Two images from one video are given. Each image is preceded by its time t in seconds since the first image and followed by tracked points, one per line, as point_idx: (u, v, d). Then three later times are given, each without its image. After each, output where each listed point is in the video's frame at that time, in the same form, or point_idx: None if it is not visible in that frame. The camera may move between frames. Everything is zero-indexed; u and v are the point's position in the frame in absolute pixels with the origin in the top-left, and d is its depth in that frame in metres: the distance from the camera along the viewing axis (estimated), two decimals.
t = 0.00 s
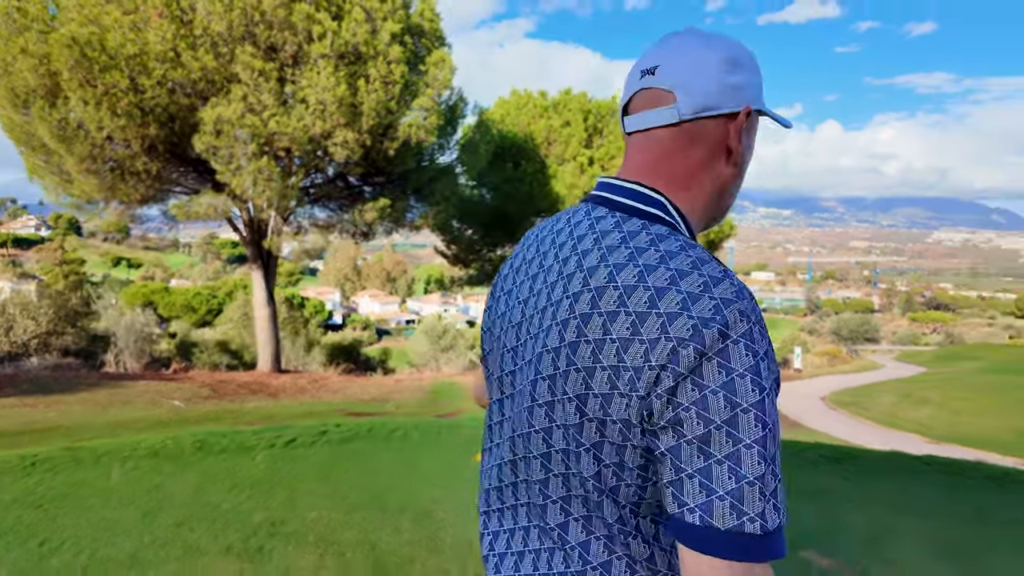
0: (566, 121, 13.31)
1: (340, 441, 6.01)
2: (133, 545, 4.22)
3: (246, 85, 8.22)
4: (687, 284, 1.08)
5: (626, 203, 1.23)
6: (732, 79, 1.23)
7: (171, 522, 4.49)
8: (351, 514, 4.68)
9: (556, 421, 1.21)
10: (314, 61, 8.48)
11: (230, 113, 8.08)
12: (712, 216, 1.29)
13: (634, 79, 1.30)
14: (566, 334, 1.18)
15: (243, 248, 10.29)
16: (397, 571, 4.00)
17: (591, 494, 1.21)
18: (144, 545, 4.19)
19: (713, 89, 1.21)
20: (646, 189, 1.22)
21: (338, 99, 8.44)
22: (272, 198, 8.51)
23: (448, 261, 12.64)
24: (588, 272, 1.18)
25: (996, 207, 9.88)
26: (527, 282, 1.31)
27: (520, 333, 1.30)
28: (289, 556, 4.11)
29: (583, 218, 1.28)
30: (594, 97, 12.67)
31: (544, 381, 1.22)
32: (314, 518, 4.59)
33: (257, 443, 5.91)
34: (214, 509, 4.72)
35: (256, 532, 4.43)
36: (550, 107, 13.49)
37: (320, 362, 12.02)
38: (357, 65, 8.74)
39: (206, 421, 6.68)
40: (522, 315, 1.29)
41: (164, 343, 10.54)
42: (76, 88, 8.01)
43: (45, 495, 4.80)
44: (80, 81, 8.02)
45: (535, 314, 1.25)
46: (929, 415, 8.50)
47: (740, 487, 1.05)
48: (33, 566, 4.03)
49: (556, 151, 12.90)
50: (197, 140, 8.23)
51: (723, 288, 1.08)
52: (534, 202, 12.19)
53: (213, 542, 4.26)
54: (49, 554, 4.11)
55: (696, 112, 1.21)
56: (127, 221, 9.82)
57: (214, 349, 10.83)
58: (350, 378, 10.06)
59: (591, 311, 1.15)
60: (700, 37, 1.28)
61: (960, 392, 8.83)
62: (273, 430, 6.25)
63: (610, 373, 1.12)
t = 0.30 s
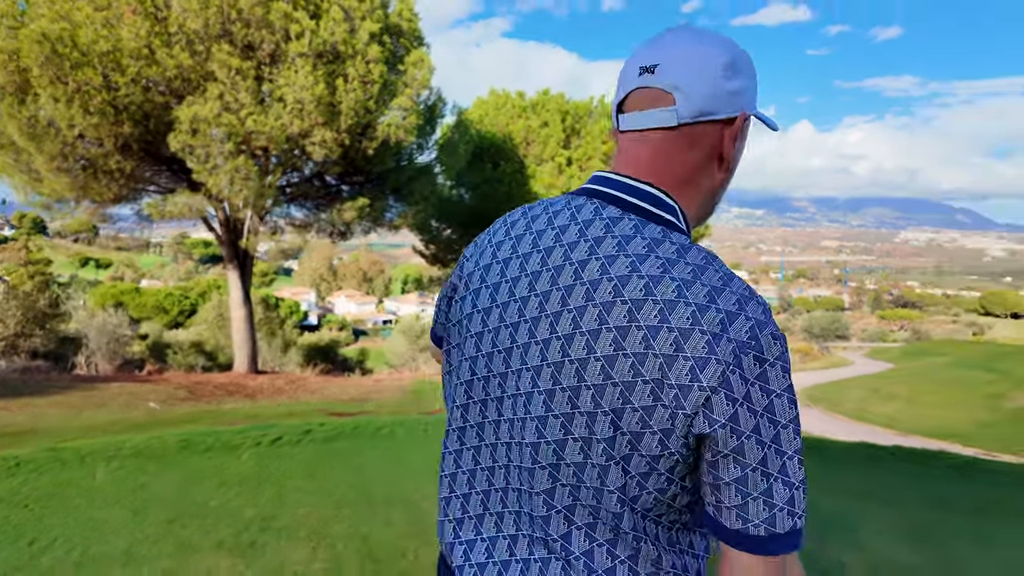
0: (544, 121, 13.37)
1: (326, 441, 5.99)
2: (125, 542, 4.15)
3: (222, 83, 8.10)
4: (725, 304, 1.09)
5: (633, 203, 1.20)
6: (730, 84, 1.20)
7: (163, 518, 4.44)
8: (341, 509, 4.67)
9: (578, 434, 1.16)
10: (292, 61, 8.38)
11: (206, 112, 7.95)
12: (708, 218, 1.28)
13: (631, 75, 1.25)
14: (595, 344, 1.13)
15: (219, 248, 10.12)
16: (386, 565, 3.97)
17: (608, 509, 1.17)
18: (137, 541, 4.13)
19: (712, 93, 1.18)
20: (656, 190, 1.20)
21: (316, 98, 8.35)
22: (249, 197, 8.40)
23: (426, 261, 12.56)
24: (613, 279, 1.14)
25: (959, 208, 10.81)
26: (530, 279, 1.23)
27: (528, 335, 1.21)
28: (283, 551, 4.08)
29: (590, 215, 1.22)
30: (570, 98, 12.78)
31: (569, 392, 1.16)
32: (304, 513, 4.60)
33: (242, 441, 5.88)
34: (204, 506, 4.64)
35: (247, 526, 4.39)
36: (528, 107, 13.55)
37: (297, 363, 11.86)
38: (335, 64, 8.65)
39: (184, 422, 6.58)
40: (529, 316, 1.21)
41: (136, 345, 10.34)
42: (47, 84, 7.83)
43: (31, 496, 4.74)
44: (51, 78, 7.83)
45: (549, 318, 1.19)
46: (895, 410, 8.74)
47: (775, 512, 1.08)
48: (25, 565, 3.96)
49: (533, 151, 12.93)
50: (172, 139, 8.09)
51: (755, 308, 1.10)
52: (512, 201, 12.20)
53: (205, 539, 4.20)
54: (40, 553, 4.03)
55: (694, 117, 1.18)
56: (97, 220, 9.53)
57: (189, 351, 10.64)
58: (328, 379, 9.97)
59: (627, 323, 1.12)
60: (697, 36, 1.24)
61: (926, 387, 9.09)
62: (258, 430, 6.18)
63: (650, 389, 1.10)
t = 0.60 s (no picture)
0: (517, 122, 13.43)
1: (316, 436, 5.84)
2: (121, 539, 3.98)
3: (193, 81, 7.91)
4: (683, 269, 1.13)
5: (592, 206, 1.22)
6: (671, 97, 1.22)
7: (156, 516, 4.27)
8: (334, 505, 4.55)
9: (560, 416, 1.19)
10: (265, 59, 8.26)
11: (177, 110, 7.74)
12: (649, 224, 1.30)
13: (583, 93, 1.27)
14: (568, 325, 1.16)
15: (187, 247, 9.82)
16: (384, 556, 3.88)
17: (587, 483, 1.21)
18: (133, 538, 3.96)
19: (653, 106, 1.20)
20: (610, 192, 1.22)
21: (290, 97, 8.22)
22: (221, 197, 8.20)
23: (399, 261, 12.48)
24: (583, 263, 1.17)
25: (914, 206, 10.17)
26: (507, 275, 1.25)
27: (506, 326, 1.24)
28: (281, 545, 3.98)
29: (558, 218, 1.24)
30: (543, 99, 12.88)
31: (547, 378, 1.19)
32: (297, 508, 4.48)
33: (229, 440, 5.69)
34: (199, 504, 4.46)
35: (243, 522, 4.25)
36: (501, 107, 13.60)
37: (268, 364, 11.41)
38: (309, 63, 8.55)
39: (156, 425, 6.39)
40: (509, 309, 1.24)
41: (100, 347, 10.02)
42: (9, 79, 7.52)
43: (19, 496, 4.48)
44: (14, 74, 7.50)
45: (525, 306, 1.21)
46: (857, 403, 8.99)
47: (730, 447, 1.12)
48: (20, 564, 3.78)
49: (507, 151, 12.96)
50: (141, 136, 7.86)
51: (706, 276, 1.14)
52: (487, 201, 12.20)
53: (201, 534, 4.08)
54: (34, 552, 3.85)
55: (639, 129, 1.21)
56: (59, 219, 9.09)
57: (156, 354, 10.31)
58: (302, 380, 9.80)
59: (594, 304, 1.15)
60: (643, 54, 1.25)
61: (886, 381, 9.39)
62: (244, 429, 6.02)
63: (620, 359, 1.13)
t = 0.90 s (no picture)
0: (496, 123, 13.43)
1: (308, 434, 5.68)
2: (123, 536, 3.55)
3: (169, 78, 7.75)
4: (586, 252, 1.18)
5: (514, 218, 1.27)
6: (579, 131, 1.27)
7: (155, 514, 3.87)
8: (335, 498, 4.24)
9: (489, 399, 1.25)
10: (245, 58, 8.15)
11: (154, 108, 7.56)
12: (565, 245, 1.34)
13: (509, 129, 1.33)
14: (491, 311, 1.22)
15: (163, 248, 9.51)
16: (389, 544, 3.55)
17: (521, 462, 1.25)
18: (137, 534, 3.55)
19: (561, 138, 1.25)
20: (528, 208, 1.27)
21: (269, 96, 8.05)
22: (199, 196, 7.98)
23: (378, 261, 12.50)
24: (509, 254, 1.23)
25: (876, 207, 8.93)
26: (447, 277, 1.31)
27: (447, 325, 1.29)
28: (285, 537, 3.60)
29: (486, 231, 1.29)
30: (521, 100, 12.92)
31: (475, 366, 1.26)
32: (298, 501, 4.15)
33: (222, 438, 5.45)
34: (195, 501, 4.10)
35: (244, 518, 3.86)
36: (479, 108, 13.59)
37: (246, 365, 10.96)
38: (288, 62, 8.43)
39: (132, 427, 6.23)
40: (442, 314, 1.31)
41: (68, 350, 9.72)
42: None
43: (14, 497, 4.03)
44: None
45: (462, 303, 1.26)
46: (826, 397, 9.17)
47: (618, 388, 1.14)
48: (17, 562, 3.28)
49: (486, 151, 12.93)
50: (117, 134, 7.67)
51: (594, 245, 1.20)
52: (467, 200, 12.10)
53: (203, 529, 3.68)
54: (36, 549, 3.35)
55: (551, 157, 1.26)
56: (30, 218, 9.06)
57: (131, 354, 10.03)
58: (280, 381, 9.64)
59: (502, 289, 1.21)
60: (566, 93, 1.31)
61: (854, 376, 9.62)
62: (236, 426, 5.87)
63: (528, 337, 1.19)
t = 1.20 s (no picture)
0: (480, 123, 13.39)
1: (304, 432, 5.64)
2: (127, 532, 3.52)
3: (152, 78, 7.64)
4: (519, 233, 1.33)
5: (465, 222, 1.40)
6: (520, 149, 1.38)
7: (158, 511, 3.83)
8: (334, 493, 4.22)
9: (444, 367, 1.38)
10: (228, 58, 8.05)
11: (135, 106, 7.43)
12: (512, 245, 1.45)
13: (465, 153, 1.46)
14: (442, 288, 1.36)
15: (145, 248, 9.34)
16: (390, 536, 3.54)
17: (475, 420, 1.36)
18: (142, 530, 3.51)
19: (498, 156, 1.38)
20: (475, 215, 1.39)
21: (254, 95, 7.95)
22: (183, 197, 7.83)
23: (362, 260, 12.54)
24: (458, 237, 1.37)
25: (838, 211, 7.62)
26: (411, 263, 1.44)
27: (412, 306, 1.42)
28: (287, 532, 3.57)
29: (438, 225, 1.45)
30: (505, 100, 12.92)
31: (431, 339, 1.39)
32: (297, 497, 4.12)
33: (218, 437, 5.40)
34: (195, 497, 4.06)
35: (246, 514, 3.82)
36: (463, 108, 13.55)
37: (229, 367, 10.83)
38: (273, 61, 8.35)
39: (117, 428, 6.12)
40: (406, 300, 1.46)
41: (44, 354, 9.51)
42: None
43: (12, 497, 3.95)
44: None
45: (423, 279, 1.39)
46: (805, 392, 9.34)
47: (550, 338, 1.26)
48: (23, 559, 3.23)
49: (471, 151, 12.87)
50: (98, 134, 7.54)
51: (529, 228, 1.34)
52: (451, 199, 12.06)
53: (205, 525, 3.64)
54: (41, 547, 3.29)
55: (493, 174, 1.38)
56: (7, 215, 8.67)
57: (111, 355, 9.83)
58: (264, 381, 9.54)
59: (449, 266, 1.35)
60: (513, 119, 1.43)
61: (833, 372, 9.79)
62: (230, 425, 5.80)
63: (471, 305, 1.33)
